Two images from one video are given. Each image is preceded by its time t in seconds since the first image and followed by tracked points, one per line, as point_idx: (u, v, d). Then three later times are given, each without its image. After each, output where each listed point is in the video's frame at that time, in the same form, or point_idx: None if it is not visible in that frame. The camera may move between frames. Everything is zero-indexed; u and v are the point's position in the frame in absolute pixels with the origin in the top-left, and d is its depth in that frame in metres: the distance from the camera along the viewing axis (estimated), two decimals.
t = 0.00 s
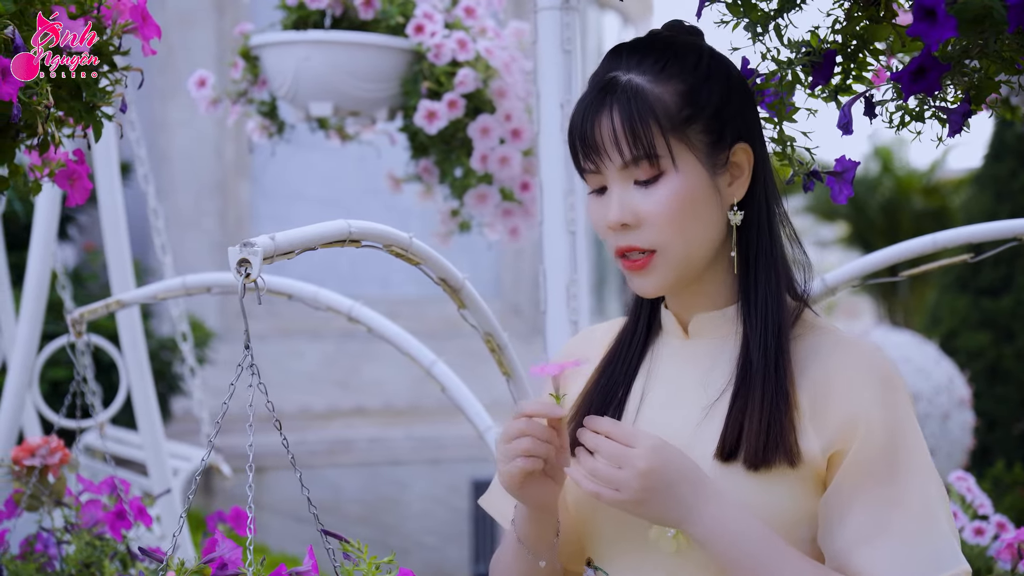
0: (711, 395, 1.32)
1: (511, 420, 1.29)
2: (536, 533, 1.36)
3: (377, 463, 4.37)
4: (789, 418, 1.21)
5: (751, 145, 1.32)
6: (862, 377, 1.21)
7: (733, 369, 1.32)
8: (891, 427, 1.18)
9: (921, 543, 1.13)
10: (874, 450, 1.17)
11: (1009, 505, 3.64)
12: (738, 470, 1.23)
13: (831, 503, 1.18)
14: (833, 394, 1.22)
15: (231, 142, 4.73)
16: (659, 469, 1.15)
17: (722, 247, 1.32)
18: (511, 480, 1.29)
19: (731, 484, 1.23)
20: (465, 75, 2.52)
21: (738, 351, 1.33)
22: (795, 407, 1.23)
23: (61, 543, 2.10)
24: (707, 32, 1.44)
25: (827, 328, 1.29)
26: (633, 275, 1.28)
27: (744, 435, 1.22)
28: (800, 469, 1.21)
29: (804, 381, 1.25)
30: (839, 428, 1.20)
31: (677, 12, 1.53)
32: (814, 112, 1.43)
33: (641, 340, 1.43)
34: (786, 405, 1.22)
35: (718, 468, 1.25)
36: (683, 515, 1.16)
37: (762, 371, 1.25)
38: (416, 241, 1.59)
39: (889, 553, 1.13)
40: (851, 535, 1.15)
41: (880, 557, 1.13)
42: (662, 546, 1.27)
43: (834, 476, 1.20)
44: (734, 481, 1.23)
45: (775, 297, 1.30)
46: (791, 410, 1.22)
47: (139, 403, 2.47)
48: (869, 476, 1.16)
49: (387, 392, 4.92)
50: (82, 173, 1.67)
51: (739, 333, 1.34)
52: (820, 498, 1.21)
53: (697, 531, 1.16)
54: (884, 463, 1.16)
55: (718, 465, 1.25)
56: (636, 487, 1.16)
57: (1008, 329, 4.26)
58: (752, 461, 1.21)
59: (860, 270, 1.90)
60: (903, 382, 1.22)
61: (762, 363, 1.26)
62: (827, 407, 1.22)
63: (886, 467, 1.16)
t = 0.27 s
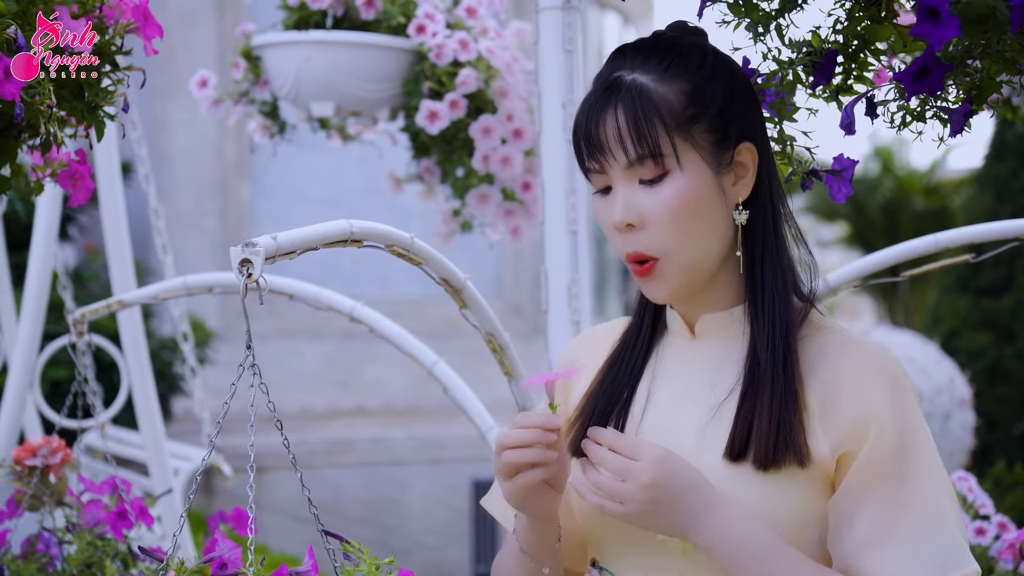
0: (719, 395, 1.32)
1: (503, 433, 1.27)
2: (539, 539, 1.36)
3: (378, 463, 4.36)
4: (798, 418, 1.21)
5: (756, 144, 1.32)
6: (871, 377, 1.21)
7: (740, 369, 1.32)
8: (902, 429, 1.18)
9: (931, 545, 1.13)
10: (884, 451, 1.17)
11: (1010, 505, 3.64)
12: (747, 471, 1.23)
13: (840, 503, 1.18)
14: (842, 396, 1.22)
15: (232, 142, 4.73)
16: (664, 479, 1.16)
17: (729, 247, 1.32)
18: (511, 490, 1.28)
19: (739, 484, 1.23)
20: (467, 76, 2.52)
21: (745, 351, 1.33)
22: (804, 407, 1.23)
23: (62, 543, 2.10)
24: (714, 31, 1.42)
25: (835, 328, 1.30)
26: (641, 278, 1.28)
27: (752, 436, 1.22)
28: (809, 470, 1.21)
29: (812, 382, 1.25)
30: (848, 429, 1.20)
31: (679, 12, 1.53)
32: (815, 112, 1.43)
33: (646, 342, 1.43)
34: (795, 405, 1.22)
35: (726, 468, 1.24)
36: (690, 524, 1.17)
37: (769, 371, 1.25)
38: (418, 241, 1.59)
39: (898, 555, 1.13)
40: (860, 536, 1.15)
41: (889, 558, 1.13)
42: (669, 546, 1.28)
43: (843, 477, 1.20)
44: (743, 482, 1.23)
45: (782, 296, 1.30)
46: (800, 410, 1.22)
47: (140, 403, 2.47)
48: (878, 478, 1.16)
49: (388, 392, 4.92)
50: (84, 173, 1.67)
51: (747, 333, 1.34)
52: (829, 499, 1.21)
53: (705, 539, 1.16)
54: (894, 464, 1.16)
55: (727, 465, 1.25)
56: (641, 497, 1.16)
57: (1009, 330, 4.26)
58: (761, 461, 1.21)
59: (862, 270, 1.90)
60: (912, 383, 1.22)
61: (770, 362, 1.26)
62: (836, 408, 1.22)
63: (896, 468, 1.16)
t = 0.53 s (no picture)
0: (719, 395, 1.32)
1: (491, 457, 1.30)
2: (521, 561, 1.35)
3: (379, 463, 4.35)
4: (798, 418, 1.21)
5: (756, 144, 1.32)
6: (870, 378, 1.21)
7: (740, 369, 1.32)
8: (902, 431, 1.17)
9: (932, 546, 1.13)
10: (884, 453, 1.16)
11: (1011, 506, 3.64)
12: (747, 471, 1.23)
13: (841, 504, 1.18)
14: (842, 398, 1.22)
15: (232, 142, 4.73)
16: (655, 505, 1.16)
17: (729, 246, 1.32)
18: (500, 515, 1.30)
19: (740, 484, 1.23)
20: (468, 76, 2.53)
21: (744, 351, 1.33)
22: (804, 408, 1.23)
23: (63, 543, 2.10)
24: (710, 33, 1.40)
25: (835, 329, 1.29)
26: (640, 276, 1.27)
27: (753, 437, 1.22)
28: (809, 471, 1.21)
29: (813, 382, 1.25)
30: (848, 431, 1.20)
31: (679, 13, 1.53)
32: (815, 112, 1.43)
33: (644, 343, 1.44)
34: (795, 406, 1.22)
35: (726, 468, 1.24)
36: (685, 541, 1.17)
37: (770, 371, 1.25)
38: (419, 242, 1.59)
39: (899, 557, 1.13)
40: (860, 539, 1.16)
41: (890, 560, 1.13)
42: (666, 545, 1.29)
43: (843, 478, 1.20)
44: (744, 481, 1.23)
45: (783, 296, 1.30)
46: (800, 411, 1.22)
47: (140, 402, 2.47)
48: (878, 480, 1.16)
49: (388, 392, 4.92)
50: (85, 174, 1.67)
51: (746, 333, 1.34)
52: (829, 500, 1.21)
53: (702, 552, 1.16)
54: (895, 466, 1.16)
55: (726, 465, 1.24)
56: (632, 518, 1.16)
57: (1010, 330, 4.26)
58: (761, 462, 1.20)
59: (862, 269, 1.90)
60: (912, 382, 1.22)
61: (770, 362, 1.26)
62: (836, 409, 1.22)
63: (896, 470, 1.16)
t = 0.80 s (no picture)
0: (715, 395, 1.31)
1: (462, 486, 1.31)
2: None
3: (379, 463, 4.34)
4: (794, 417, 1.21)
5: (753, 144, 1.32)
6: (866, 376, 1.21)
7: (736, 369, 1.32)
8: (899, 431, 1.17)
9: (930, 545, 1.13)
10: (880, 453, 1.17)
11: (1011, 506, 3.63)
12: (743, 470, 1.23)
13: (837, 503, 1.18)
14: (838, 398, 1.22)
15: (232, 142, 4.73)
16: (647, 515, 1.16)
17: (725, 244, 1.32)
18: (479, 540, 1.31)
19: (736, 484, 1.22)
20: (468, 75, 2.53)
21: (740, 350, 1.33)
22: (800, 408, 1.23)
23: (63, 543, 2.10)
24: (722, 38, 1.39)
25: (830, 328, 1.29)
26: (637, 272, 1.27)
27: (749, 437, 1.22)
28: (806, 470, 1.21)
29: (808, 382, 1.25)
30: (844, 431, 1.20)
31: (681, 13, 1.52)
32: (815, 112, 1.42)
33: (639, 343, 1.44)
34: (791, 406, 1.22)
35: (722, 468, 1.24)
36: (679, 550, 1.16)
37: (766, 370, 1.25)
38: (420, 241, 1.59)
39: (897, 557, 1.13)
40: (857, 539, 1.16)
41: (887, 560, 1.13)
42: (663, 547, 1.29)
43: (840, 478, 1.20)
44: (740, 481, 1.22)
45: (778, 296, 1.30)
46: (796, 410, 1.22)
47: (140, 403, 2.46)
48: (875, 480, 1.16)
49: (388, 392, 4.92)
50: (86, 174, 1.67)
51: (742, 332, 1.34)
52: (825, 500, 1.21)
53: (698, 557, 1.16)
54: (891, 466, 1.16)
55: (722, 464, 1.24)
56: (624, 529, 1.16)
57: (1010, 330, 4.26)
58: (757, 461, 1.20)
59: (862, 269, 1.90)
60: (908, 382, 1.22)
61: (767, 361, 1.26)
62: (831, 409, 1.22)
63: (892, 470, 1.16)
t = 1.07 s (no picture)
0: (714, 395, 1.31)
1: (453, 493, 1.31)
2: None
3: (379, 463, 4.34)
4: (793, 418, 1.21)
5: (753, 143, 1.32)
6: (865, 376, 1.21)
7: (735, 368, 1.32)
8: (898, 431, 1.17)
9: (930, 545, 1.13)
10: (879, 454, 1.17)
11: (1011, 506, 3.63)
12: (743, 470, 1.22)
13: (838, 504, 1.18)
14: (837, 397, 1.22)
15: (233, 142, 4.73)
16: (646, 522, 1.16)
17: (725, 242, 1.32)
18: (470, 547, 1.31)
19: (735, 483, 1.22)
20: (468, 75, 2.53)
21: (739, 350, 1.33)
22: (799, 408, 1.23)
23: (64, 544, 2.10)
24: (720, 35, 1.38)
25: (829, 328, 1.29)
26: (637, 270, 1.28)
27: (748, 437, 1.22)
28: (805, 471, 1.21)
29: (807, 382, 1.25)
30: (843, 431, 1.20)
31: (682, 13, 1.52)
32: (815, 112, 1.43)
33: (638, 343, 1.43)
34: (790, 406, 1.22)
35: (721, 468, 1.24)
36: (679, 553, 1.16)
37: (765, 369, 1.25)
38: (420, 241, 1.59)
39: (897, 557, 1.13)
40: (857, 539, 1.16)
41: (887, 561, 1.14)
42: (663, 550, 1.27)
43: (839, 479, 1.20)
44: (739, 480, 1.22)
45: (778, 296, 1.30)
46: (795, 410, 1.22)
47: (141, 403, 2.47)
48: (875, 481, 1.16)
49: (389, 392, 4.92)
50: (86, 174, 1.67)
51: (742, 332, 1.34)
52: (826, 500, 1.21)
53: (698, 560, 1.16)
54: (890, 466, 1.16)
55: (721, 464, 1.24)
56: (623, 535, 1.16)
57: (1010, 330, 4.26)
58: (756, 461, 1.20)
59: (863, 270, 1.90)
60: (906, 381, 1.22)
61: (765, 361, 1.26)
62: (831, 410, 1.22)
63: (892, 470, 1.16)
